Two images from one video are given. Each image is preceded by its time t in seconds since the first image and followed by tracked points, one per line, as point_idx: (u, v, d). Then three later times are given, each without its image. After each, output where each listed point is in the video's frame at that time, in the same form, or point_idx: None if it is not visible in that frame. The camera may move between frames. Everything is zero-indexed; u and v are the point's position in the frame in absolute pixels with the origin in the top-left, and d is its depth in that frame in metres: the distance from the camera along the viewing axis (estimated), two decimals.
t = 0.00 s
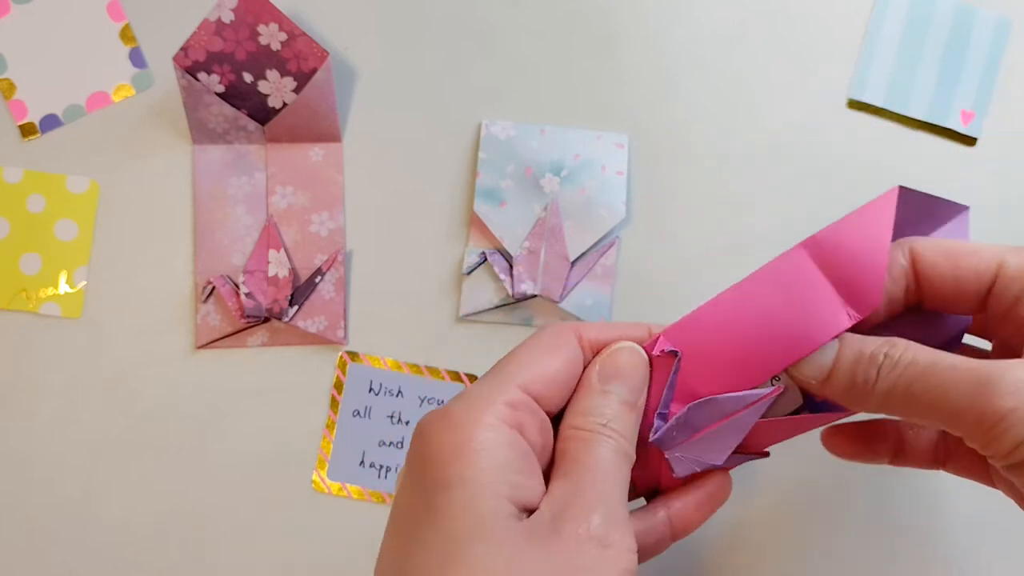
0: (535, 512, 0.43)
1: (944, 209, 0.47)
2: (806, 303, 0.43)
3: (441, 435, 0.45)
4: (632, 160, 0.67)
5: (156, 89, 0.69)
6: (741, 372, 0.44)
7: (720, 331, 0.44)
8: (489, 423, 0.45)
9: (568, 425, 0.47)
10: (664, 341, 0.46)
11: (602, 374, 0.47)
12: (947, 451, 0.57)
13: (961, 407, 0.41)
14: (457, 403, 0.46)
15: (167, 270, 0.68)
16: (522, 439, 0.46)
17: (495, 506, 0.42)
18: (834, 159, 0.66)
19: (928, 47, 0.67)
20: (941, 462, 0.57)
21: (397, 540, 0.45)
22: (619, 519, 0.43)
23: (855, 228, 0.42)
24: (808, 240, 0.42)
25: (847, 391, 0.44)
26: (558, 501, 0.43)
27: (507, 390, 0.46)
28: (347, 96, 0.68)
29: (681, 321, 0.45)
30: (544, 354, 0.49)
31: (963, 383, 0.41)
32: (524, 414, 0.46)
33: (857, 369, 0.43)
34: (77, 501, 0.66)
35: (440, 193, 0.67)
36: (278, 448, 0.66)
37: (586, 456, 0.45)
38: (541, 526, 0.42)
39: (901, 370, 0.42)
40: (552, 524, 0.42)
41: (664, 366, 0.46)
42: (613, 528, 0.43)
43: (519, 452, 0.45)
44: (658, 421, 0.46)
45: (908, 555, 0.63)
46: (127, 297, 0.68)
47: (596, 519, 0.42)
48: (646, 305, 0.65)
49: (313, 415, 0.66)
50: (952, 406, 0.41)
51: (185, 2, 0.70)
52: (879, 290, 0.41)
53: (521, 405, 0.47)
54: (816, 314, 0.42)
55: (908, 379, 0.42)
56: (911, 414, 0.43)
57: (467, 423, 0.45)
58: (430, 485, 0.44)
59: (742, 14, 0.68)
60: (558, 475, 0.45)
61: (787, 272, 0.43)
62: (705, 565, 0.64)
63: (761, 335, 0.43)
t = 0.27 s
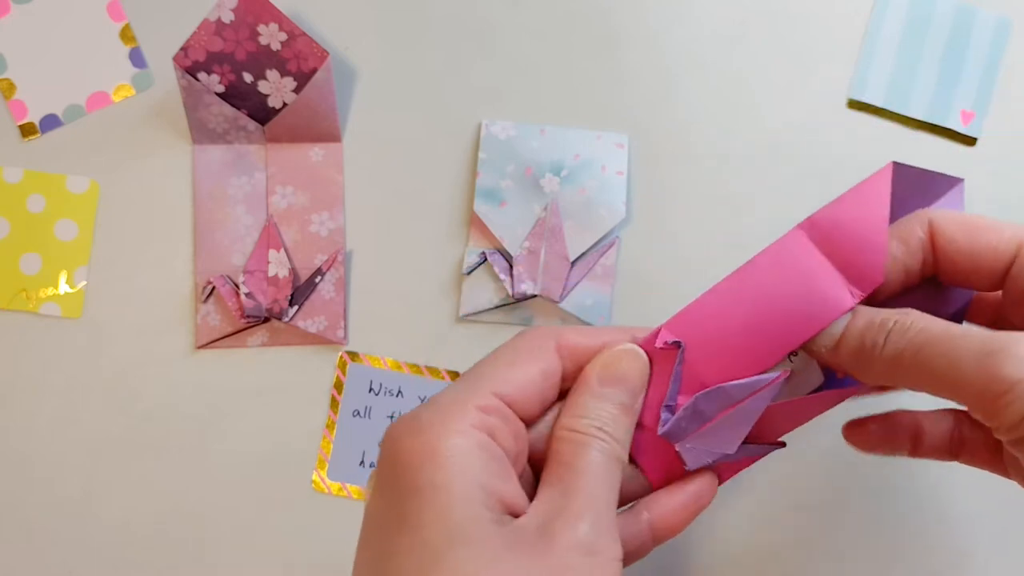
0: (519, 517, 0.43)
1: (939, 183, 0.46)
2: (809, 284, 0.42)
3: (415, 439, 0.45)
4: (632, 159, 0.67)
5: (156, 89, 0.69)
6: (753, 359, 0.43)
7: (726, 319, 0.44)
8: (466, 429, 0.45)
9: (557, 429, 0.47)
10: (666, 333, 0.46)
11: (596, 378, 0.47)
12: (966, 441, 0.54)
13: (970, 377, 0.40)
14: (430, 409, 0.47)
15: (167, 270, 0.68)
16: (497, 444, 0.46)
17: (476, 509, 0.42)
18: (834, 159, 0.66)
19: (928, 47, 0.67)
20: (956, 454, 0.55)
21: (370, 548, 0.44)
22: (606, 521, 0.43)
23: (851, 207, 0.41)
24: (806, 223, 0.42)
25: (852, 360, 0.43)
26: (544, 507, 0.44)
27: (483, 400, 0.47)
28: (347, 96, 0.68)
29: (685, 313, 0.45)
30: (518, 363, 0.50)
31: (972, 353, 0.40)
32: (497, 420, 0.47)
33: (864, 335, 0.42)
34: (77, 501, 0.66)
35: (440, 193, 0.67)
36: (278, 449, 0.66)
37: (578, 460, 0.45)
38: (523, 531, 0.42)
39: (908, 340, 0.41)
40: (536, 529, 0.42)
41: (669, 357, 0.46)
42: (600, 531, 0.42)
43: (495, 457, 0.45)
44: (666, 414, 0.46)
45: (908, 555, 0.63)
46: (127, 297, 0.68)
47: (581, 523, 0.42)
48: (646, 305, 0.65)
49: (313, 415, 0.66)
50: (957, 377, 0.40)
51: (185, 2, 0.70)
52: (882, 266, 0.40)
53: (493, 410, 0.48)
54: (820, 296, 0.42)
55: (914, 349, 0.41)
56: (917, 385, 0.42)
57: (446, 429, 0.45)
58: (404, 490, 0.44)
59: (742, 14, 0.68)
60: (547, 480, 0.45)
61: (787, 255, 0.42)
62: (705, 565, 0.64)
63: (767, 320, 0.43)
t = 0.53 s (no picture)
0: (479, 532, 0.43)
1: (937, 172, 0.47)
2: (779, 291, 0.43)
3: (379, 458, 0.46)
4: (632, 159, 0.67)
5: (156, 89, 0.69)
6: (728, 373, 0.44)
7: (699, 331, 0.44)
8: (429, 447, 0.45)
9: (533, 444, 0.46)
10: (635, 353, 0.45)
11: (567, 395, 0.46)
12: (1022, 398, 0.55)
13: None
14: (394, 428, 0.47)
15: (167, 270, 0.68)
16: (461, 460, 0.46)
17: (437, 524, 0.43)
18: (835, 159, 0.66)
19: (928, 47, 0.67)
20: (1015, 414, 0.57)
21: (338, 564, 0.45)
22: (569, 537, 0.43)
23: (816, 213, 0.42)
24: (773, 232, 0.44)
25: (918, 298, 0.42)
26: (510, 520, 0.43)
27: (449, 417, 0.47)
28: (347, 96, 0.68)
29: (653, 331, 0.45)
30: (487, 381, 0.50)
31: None
32: (463, 438, 0.47)
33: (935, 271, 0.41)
34: (77, 501, 0.66)
35: (440, 193, 0.67)
36: (278, 449, 0.66)
37: (545, 476, 0.44)
38: (484, 547, 0.42)
39: (980, 282, 0.41)
40: (497, 544, 0.42)
41: (638, 376, 0.45)
42: (560, 546, 0.42)
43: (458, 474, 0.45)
44: (637, 433, 0.45)
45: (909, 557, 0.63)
46: (127, 297, 0.68)
47: (544, 535, 0.42)
48: (647, 305, 0.65)
49: (312, 415, 0.66)
50: None
51: (185, 2, 0.70)
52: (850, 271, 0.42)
53: (461, 429, 0.47)
54: (791, 303, 0.43)
55: (984, 293, 0.41)
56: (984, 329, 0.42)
57: (407, 448, 0.45)
58: (369, 507, 0.44)
59: (742, 14, 0.68)
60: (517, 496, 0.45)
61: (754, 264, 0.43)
62: (705, 566, 0.64)
63: (742, 328, 0.43)
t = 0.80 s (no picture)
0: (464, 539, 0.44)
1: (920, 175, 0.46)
2: (763, 293, 0.42)
3: (369, 474, 0.47)
4: (632, 160, 0.67)
5: (156, 89, 0.69)
6: (715, 378, 0.43)
7: (683, 336, 0.44)
8: (414, 460, 0.47)
9: (520, 451, 0.46)
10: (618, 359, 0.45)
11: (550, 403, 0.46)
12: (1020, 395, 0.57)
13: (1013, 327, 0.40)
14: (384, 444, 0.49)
15: (167, 270, 0.68)
16: (447, 471, 0.47)
17: (420, 531, 0.43)
18: (834, 159, 0.66)
19: (928, 47, 0.67)
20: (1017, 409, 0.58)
21: None
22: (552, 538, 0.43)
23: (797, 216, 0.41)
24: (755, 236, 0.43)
25: (909, 290, 0.41)
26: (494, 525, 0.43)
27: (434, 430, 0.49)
28: (347, 96, 0.68)
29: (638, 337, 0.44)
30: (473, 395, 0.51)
31: None
32: (450, 449, 0.48)
33: (930, 265, 0.41)
34: (77, 501, 0.66)
35: (440, 194, 0.67)
36: (278, 448, 0.66)
37: (530, 482, 0.44)
38: (467, 552, 0.43)
39: (969, 281, 0.41)
40: (480, 548, 0.43)
41: (622, 382, 0.45)
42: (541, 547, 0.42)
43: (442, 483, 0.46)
44: (623, 441, 0.44)
45: (908, 556, 0.63)
46: (127, 297, 0.68)
47: (528, 539, 0.42)
48: (647, 305, 0.65)
49: (312, 415, 0.66)
50: (1009, 331, 0.40)
51: (185, 3, 0.70)
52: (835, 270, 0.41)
53: (447, 441, 0.48)
54: (775, 305, 0.42)
55: (973, 292, 0.41)
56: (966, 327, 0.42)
57: (394, 462, 0.47)
58: (360, 521, 0.46)
59: (741, 14, 0.68)
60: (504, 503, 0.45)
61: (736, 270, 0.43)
62: (705, 566, 0.64)
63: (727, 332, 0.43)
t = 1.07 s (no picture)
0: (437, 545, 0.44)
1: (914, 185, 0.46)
2: (735, 298, 0.43)
3: (344, 483, 0.48)
4: (632, 160, 0.67)
5: (156, 89, 0.69)
6: (690, 381, 0.44)
7: (656, 342, 0.44)
8: (388, 469, 0.47)
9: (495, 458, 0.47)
10: (592, 364, 0.45)
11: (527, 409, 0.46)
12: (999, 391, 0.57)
13: None
14: (360, 454, 0.49)
15: (166, 271, 0.68)
16: (421, 480, 0.47)
17: (394, 538, 0.44)
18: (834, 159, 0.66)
19: (928, 47, 0.67)
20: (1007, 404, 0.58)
21: None
22: (525, 542, 0.43)
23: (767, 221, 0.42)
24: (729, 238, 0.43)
25: (910, 308, 0.41)
26: (467, 530, 0.44)
27: (409, 440, 0.49)
28: (347, 96, 0.68)
29: (613, 344, 0.44)
30: (450, 405, 0.51)
31: None
32: (424, 458, 0.48)
33: (926, 282, 0.41)
34: (77, 501, 0.66)
35: (440, 193, 0.67)
36: (278, 448, 0.66)
37: (505, 487, 0.45)
38: (440, 557, 0.43)
39: (971, 293, 0.40)
40: (452, 553, 0.43)
41: (597, 387, 0.45)
42: (514, 552, 0.42)
43: (416, 491, 0.46)
44: (598, 445, 0.44)
45: (907, 555, 0.63)
46: (127, 297, 0.68)
47: (500, 543, 0.42)
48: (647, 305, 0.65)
49: (312, 415, 0.66)
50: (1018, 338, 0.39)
51: (185, 3, 0.70)
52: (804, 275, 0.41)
53: (422, 451, 0.49)
54: (747, 310, 0.43)
55: (976, 304, 0.40)
56: (976, 339, 0.41)
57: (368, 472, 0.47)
58: (335, 529, 0.46)
59: (741, 13, 0.68)
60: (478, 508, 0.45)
61: (708, 274, 0.43)
62: (705, 566, 0.63)
63: (699, 336, 0.43)
